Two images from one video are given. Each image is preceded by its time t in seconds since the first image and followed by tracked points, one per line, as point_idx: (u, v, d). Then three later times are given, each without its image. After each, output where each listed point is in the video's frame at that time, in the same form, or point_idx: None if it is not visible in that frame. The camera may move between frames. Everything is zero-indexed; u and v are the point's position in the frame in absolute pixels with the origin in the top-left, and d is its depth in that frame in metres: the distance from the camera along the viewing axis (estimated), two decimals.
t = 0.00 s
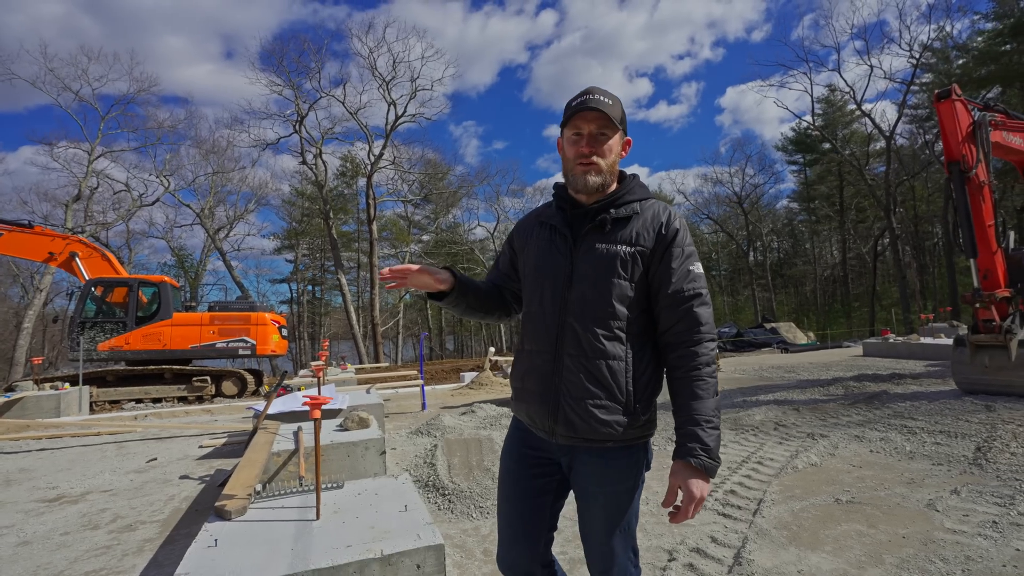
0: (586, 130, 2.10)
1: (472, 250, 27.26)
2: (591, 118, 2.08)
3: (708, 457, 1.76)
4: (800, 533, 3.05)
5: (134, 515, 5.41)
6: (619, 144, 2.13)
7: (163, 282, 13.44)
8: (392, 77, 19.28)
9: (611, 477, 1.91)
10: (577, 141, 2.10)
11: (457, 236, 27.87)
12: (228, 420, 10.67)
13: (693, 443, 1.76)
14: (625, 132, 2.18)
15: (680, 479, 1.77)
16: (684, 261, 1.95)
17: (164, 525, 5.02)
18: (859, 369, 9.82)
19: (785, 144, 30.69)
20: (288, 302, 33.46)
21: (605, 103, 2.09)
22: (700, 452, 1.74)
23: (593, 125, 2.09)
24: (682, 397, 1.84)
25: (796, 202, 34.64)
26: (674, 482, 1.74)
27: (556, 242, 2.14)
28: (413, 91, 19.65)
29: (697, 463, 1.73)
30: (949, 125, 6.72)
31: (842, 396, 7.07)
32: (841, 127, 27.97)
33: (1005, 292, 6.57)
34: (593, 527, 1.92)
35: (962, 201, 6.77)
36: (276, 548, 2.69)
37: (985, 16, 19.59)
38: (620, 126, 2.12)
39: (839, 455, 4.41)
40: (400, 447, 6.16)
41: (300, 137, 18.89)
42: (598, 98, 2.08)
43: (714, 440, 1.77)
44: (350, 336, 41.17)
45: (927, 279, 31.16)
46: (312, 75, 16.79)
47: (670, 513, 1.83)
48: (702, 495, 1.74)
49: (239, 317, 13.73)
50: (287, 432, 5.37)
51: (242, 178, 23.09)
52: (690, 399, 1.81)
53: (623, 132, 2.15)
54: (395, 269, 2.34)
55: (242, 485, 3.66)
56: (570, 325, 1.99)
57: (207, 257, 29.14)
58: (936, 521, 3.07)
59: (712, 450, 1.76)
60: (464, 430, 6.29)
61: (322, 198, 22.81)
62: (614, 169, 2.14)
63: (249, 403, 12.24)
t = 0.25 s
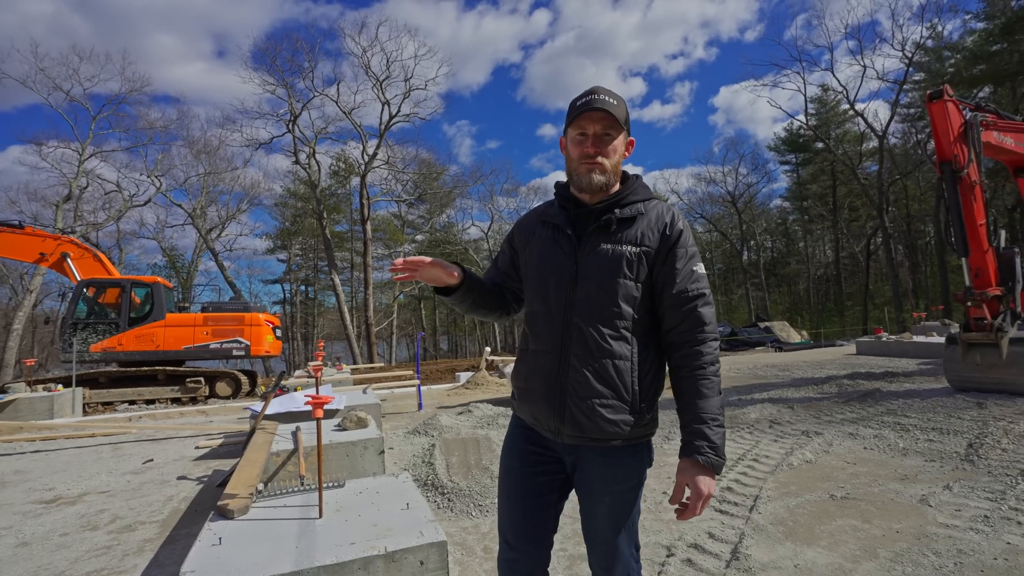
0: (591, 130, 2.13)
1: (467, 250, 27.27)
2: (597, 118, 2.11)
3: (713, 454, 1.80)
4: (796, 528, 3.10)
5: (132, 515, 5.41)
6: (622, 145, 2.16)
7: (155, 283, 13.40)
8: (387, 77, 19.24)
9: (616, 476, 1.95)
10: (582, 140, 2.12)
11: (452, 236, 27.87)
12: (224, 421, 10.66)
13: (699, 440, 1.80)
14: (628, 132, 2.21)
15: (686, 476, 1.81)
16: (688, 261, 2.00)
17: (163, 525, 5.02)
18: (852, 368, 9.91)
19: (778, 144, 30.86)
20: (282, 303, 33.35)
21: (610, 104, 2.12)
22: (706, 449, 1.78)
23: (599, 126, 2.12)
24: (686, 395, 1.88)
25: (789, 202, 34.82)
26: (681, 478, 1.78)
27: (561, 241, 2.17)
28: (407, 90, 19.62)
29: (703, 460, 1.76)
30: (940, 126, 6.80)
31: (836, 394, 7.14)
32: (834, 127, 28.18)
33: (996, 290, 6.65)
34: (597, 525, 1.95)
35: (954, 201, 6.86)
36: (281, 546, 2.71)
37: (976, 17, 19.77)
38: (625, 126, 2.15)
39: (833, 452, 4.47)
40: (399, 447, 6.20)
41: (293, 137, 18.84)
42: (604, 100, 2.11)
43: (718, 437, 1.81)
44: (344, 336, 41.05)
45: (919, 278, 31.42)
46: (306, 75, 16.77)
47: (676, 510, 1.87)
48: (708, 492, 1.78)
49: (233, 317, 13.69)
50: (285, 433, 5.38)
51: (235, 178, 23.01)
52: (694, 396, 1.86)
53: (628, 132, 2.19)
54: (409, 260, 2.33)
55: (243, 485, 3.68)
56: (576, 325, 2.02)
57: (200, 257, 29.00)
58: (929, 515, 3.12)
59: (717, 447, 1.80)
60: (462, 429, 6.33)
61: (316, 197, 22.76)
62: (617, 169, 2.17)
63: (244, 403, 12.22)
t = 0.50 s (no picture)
0: (594, 131, 2.11)
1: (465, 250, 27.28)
2: (601, 119, 2.09)
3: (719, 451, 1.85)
4: (796, 527, 3.13)
5: (133, 514, 5.42)
6: (625, 148, 2.15)
7: (152, 282, 13.37)
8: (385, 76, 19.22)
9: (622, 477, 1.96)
10: (586, 141, 2.10)
11: (450, 235, 27.88)
12: (222, 420, 10.66)
13: (706, 438, 1.83)
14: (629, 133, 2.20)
15: (693, 472, 1.84)
16: (688, 261, 2.04)
17: (164, 524, 5.03)
18: (849, 369, 9.96)
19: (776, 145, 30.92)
20: (279, 302, 33.29)
21: (614, 106, 2.10)
22: (713, 447, 1.82)
23: (603, 128, 2.11)
24: (690, 394, 1.92)
25: (787, 203, 34.90)
26: (688, 476, 1.80)
27: (562, 240, 2.13)
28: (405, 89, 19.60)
29: (710, 457, 1.79)
30: (939, 129, 6.85)
31: (834, 395, 7.17)
32: (832, 128, 28.25)
33: (992, 293, 6.71)
34: (603, 527, 1.96)
35: (952, 204, 6.90)
36: (285, 543, 2.73)
37: (973, 19, 19.85)
38: (628, 127, 2.14)
39: (832, 453, 4.50)
40: (398, 446, 6.22)
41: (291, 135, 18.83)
42: (608, 102, 2.10)
43: (725, 435, 1.86)
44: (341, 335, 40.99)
45: (915, 279, 31.54)
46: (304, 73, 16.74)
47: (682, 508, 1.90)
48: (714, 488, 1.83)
49: (230, 316, 13.67)
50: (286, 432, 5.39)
51: (232, 176, 22.94)
52: (701, 395, 1.89)
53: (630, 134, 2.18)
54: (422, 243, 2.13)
55: (246, 483, 3.70)
56: (582, 326, 2.00)
57: (196, 256, 28.93)
58: (927, 515, 3.16)
59: (722, 444, 1.84)
60: (461, 429, 6.35)
61: (313, 196, 22.73)
62: (619, 171, 2.16)
63: (242, 402, 12.21)
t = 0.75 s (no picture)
0: (591, 133, 2.07)
1: (466, 250, 27.31)
2: (598, 121, 2.05)
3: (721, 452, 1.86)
4: (799, 527, 3.15)
5: (138, 512, 5.45)
6: (621, 150, 2.11)
7: (154, 281, 13.39)
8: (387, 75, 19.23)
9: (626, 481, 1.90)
10: (583, 143, 2.06)
11: (452, 235, 27.93)
12: (225, 419, 10.69)
13: (709, 440, 1.84)
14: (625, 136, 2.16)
15: (694, 473, 1.83)
16: (685, 265, 2.05)
17: (169, 522, 5.06)
18: (852, 370, 9.97)
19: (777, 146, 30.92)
20: (280, 301, 33.34)
21: (610, 108, 2.06)
22: (717, 448, 1.83)
23: (599, 130, 2.06)
24: (690, 396, 1.92)
25: (789, 204, 34.89)
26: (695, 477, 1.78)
27: (559, 242, 2.06)
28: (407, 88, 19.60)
29: (715, 457, 1.80)
30: (942, 131, 6.87)
31: (836, 396, 7.19)
32: (836, 129, 28.25)
33: (995, 294, 6.72)
34: (606, 532, 1.91)
35: (955, 206, 6.92)
36: (293, 541, 2.75)
37: (976, 21, 19.85)
38: (624, 130, 2.11)
39: (834, 454, 4.53)
40: (402, 446, 6.24)
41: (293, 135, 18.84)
42: (604, 103, 2.05)
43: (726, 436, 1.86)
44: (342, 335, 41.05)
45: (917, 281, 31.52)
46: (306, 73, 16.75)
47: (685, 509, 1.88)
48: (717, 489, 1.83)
49: (231, 316, 13.70)
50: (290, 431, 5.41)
51: (234, 176, 22.97)
52: (702, 398, 1.89)
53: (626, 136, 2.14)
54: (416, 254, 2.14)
55: (252, 482, 3.72)
56: (583, 329, 1.94)
57: (197, 255, 28.98)
58: (930, 516, 3.18)
59: (725, 443, 1.85)
60: (464, 429, 6.38)
61: (315, 196, 22.77)
62: (615, 173, 2.13)
63: (245, 402, 12.24)
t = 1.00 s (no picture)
0: (579, 132, 2.03)
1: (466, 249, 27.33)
2: (586, 120, 2.01)
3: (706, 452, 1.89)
4: (798, 527, 3.19)
5: (140, 507, 5.48)
6: (609, 150, 2.08)
7: (154, 277, 13.39)
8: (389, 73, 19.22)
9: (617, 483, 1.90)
10: (571, 143, 2.02)
11: (452, 234, 27.95)
12: (226, 416, 10.73)
13: (697, 440, 1.85)
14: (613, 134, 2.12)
15: (683, 474, 1.86)
16: (671, 266, 2.05)
17: (171, 517, 5.09)
18: (851, 373, 10.00)
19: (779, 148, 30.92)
20: (279, 299, 33.34)
21: (598, 106, 2.02)
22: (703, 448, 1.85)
23: (588, 129, 2.03)
24: (676, 396, 1.93)
25: (790, 206, 34.93)
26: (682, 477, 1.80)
27: (547, 243, 2.03)
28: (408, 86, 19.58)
29: (701, 458, 1.82)
30: (944, 135, 6.89)
31: (835, 399, 7.23)
32: (839, 132, 28.30)
33: (994, 298, 6.76)
34: (599, 534, 1.91)
35: (956, 209, 6.94)
36: (297, 537, 2.78)
37: (978, 24, 19.86)
38: (612, 128, 2.07)
39: (833, 455, 4.57)
40: (402, 444, 6.27)
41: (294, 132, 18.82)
42: (592, 102, 2.01)
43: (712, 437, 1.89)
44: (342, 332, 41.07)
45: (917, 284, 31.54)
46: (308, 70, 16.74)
47: (674, 509, 1.92)
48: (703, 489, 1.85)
49: (231, 313, 13.70)
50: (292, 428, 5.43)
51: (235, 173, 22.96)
52: (689, 399, 1.91)
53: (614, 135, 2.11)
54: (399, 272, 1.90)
55: (256, 478, 3.75)
56: (573, 331, 1.92)
57: (196, 252, 28.98)
58: (927, 517, 3.21)
59: (710, 443, 1.87)
60: (465, 428, 6.41)
61: (315, 193, 22.77)
62: (603, 173, 2.09)
63: (245, 399, 12.27)
